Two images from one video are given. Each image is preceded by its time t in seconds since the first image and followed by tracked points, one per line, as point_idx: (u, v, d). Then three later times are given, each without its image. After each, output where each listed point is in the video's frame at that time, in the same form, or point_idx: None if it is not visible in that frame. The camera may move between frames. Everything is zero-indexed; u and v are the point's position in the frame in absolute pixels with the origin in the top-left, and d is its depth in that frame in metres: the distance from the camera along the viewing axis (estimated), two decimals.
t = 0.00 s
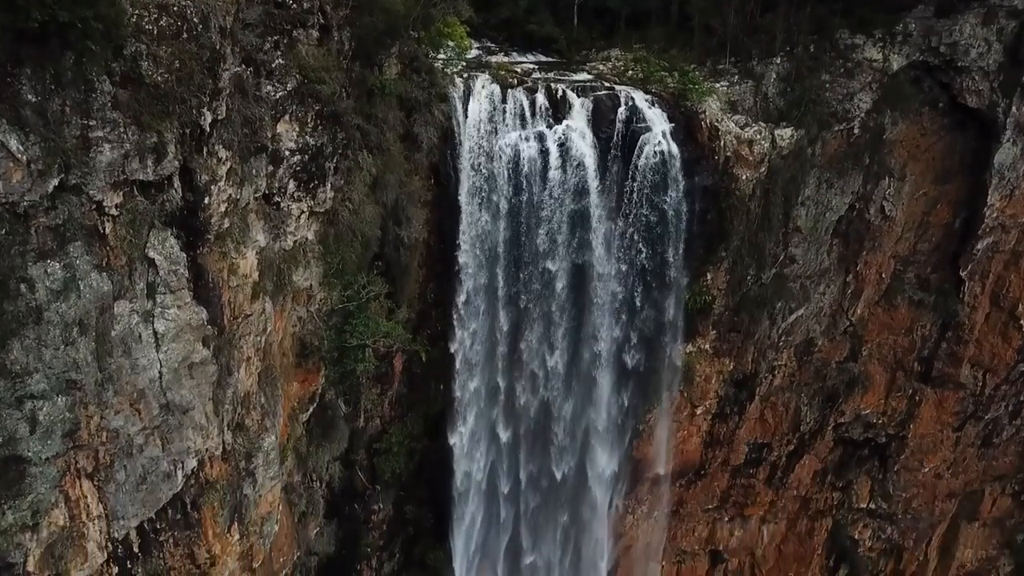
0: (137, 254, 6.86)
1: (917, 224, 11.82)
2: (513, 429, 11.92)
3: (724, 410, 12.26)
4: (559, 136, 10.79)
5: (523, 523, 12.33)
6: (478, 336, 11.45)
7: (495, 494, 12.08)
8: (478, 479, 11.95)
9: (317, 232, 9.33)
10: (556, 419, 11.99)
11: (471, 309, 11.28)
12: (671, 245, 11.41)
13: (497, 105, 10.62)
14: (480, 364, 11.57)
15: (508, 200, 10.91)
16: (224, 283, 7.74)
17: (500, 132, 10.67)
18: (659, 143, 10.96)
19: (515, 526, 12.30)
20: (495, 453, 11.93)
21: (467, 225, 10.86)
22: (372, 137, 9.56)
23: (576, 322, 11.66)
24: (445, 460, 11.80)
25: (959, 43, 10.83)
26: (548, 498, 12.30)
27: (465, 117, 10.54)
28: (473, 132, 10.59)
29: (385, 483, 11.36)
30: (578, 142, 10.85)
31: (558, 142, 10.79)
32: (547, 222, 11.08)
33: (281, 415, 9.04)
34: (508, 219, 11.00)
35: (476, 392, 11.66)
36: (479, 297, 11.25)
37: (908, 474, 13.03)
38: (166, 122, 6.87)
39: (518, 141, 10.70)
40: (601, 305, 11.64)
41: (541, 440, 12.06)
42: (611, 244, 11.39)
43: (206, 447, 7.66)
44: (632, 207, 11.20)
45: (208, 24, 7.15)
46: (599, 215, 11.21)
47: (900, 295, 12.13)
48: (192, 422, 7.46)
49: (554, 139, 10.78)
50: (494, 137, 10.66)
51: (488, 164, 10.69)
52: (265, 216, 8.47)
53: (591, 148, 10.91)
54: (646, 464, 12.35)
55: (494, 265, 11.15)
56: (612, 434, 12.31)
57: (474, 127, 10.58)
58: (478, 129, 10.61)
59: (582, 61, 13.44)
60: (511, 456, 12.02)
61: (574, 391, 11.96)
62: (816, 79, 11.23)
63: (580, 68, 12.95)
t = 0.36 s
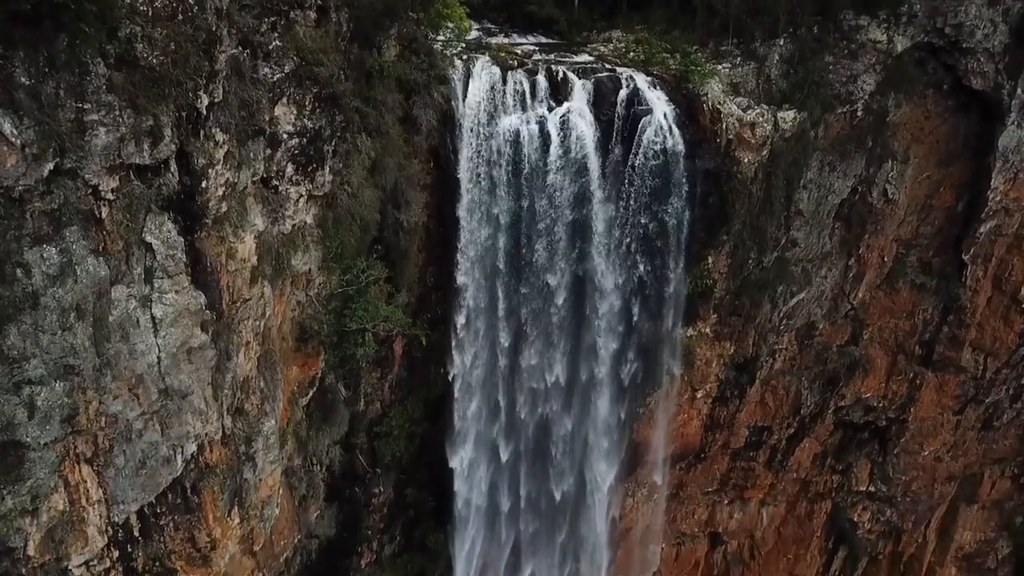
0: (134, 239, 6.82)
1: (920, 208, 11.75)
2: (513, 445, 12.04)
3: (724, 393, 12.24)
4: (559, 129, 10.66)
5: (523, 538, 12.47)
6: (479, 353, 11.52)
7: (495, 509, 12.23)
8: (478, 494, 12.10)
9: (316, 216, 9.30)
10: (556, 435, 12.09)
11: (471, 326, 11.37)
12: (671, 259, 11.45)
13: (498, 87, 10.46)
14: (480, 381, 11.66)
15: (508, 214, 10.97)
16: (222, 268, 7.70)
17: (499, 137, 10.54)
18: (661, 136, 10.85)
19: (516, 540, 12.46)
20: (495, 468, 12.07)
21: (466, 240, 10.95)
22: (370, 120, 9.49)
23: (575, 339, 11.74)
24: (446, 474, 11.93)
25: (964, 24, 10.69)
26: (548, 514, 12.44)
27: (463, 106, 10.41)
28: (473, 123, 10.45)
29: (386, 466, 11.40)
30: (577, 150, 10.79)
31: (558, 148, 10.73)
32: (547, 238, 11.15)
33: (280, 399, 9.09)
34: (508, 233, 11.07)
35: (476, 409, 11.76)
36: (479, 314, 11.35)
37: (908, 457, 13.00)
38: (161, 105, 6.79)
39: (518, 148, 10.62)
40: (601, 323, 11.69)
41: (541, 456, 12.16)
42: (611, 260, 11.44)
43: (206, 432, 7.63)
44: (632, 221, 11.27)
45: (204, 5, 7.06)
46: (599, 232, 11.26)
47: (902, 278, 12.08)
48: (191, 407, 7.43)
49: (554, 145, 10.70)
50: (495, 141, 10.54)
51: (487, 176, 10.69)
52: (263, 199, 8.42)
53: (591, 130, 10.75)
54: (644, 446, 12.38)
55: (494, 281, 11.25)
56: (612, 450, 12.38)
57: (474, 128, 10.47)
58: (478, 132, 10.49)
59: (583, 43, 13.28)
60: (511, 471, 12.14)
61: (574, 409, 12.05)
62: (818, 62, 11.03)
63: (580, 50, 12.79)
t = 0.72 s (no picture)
0: (131, 220, 6.76)
1: (923, 187, 11.64)
2: (514, 456, 12.12)
3: (725, 373, 12.22)
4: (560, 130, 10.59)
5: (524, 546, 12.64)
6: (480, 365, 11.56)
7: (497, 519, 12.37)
8: (478, 502, 12.19)
9: (314, 196, 9.26)
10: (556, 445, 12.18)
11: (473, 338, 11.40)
12: (671, 267, 11.54)
13: (498, 66, 10.29)
14: (482, 394, 11.70)
15: (508, 224, 10.98)
16: (221, 249, 7.67)
17: (500, 143, 10.49)
18: (663, 131, 10.82)
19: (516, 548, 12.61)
20: (496, 478, 12.17)
21: (467, 251, 10.98)
22: (369, 99, 9.45)
23: (576, 350, 11.80)
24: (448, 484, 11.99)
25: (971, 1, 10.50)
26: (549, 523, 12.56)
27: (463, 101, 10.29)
28: (473, 120, 10.36)
29: (387, 446, 11.42)
30: (577, 158, 10.78)
31: (559, 153, 10.68)
32: (547, 249, 11.18)
33: (281, 380, 9.13)
34: (509, 244, 11.09)
35: (477, 420, 11.80)
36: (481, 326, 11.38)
37: (909, 437, 13.03)
38: (157, 84, 6.71)
39: (518, 154, 10.60)
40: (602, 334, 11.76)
41: (541, 464, 12.25)
42: (611, 271, 11.50)
43: (206, 413, 7.63)
44: (632, 230, 11.32)
45: None
46: (599, 244, 11.31)
47: (904, 258, 12.00)
48: (191, 388, 7.42)
49: (555, 153, 10.68)
50: (495, 145, 10.49)
51: (487, 186, 10.70)
52: (262, 179, 8.36)
53: (593, 110, 10.63)
54: (645, 427, 12.39)
55: (495, 293, 11.28)
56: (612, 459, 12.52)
57: (474, 132, 10.41)
58: (478, 136, 10.42)
59: (585, 20, 13.04)
60: (511, 482, 12.24)
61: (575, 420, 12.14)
62: (822, 39, 10.89)
63: (582, 28, 12.56)
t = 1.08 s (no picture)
0: (127, 201, 6.72)
1: (927, 166, 11.53)
2: (514, 462, 12.32)
3: (725, 353, 12.18)
4: (559, 139, 10.65)
5: (524, 553, 12.83)
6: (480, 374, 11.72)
7: (497, 526, 12.58)
8: (479, 506, 12.38)
9: (312, 175, 9.21)
10: (556, 451, 12.39)
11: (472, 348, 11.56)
12: (671, 275, 11.66)
13: (498, 43, 10.26)
14: (482, 403, 11.87)
15: (509, 234, 11.11)
16: (219, 230, 7.62)
17: (498, 152, 10.61)
18: (663, 132, 10.86)
19: (517, 556, 12.82)
20: (496, 484, 12.36)
21: (467, 264, 11.11)
22: (368, 78, 9.36)
23: (575, 359, 11.97)
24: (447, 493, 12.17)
25: None
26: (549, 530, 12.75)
27: (462, 103, 10.27)
28: (471, 124, 10.38)
29: (387, 426, 11.45)
30: (575, 167, 10.89)
31: (557, 164, 10.78)
32: (547, 260, 11.33)
33: (281, 360, 9.15)
34: (508, 256, 11.22)
35: (477, 428, 11.98)
36: (481, 337, 11.53)
37: (909, 417, 13.02)
38: (152, 63, 6.63)
39: (517, 163, 10.72)
40: (601, 342, 11.92)
41: (541, 469, 12.46)
42: (610, 279, 11.62)
43: (205, 395, 7.63)
44: (630, 238, 11.43)
45: None
46: (598, 254, 11.44)
47: (907, 238, 11.93)
48: (190, 369, 7.41)
49: (553, 163, 10.77)
50: (494, 153, 10.59)
51: (486, 198, 10.82)
52: (259, 159, 8.27)
53: (595, 89, 10.59)
54: (645, 408, 12.41)
55: (495, 304, 11.42)
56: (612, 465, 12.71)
57: (473, 140, 10.45)
58: (477, 144, 10.50)
59: None
60: (512, 487, 12.44)
61: (574, 425, 12.32)
62: (826, 16, 10.65)
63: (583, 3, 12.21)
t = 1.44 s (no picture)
0: (123, 181, 6.66)
1: (931, 145, 11.34)
2: (515, 468, 12.51)
3: (726, 333, 12.17)
4: (558, 148, 10.78)
5: (526, 557, 13.14)
6: (481, 385, 11.85)
7: (499, 533, 12.81)
8: (480, 512, 12.59)
9: (311, 156, 9.17)
10: (556, 458, 12.55)
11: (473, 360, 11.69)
12: (670, 282, 11.79)
13: (498, 21, 10.14)
14: (483, 413, 12.01)
15: (509, 244, 11.21)
16: (216, 210, 7.55)
17: (498, 161, 10.70)
18: (663, 136, 10.93)
19: (518, 559, 13.09)
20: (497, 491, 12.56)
21: (467, 276, 11.23)
22: (366, 56, 9.27)
23: (575, 368, 12.10)
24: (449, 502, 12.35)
25: None
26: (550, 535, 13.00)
27: (461, 109, 10.28)
28: (469, 132, 10.43)
29: (387, 407, 11.50)
30: (575, 176, 11.01)
31: (557, 173, 10.92)
32: (547, 271, 11.45)
33: (281, 341, 9.20)
34: (509, 267, 11.34)
35: (478, 437, 12.13)
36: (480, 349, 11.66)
37: (909, 397, 12.82)
38: (146, 41, 6.55)
39: (517, 172, 10.83)
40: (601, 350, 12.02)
41: (541, 475, 12.65)
42: (610, 287, 11.74)
43: (204, 376, 7.59)
44: (630, 246, 11.55)
45: None
46: (598, 264, 11.57)
47: (909, 219, 11.73)
48: (188, 351, 7.36)
49: (553, 172, 10.90)
50: (494, 162, 10.70)
51: (487, 210, 10.94)
52: (257, 140, 8.19)
53: (596, 69, 10.49)
54: (644, 388, 12.42)
55: (495, 316, 11.54)
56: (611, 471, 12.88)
57: (473, 150, 10.54)
58: (477, 154, 10.58)
59: None
60: (512, 493, 12.66)
61: (573, 432, 12.49)
62: None
63: None
